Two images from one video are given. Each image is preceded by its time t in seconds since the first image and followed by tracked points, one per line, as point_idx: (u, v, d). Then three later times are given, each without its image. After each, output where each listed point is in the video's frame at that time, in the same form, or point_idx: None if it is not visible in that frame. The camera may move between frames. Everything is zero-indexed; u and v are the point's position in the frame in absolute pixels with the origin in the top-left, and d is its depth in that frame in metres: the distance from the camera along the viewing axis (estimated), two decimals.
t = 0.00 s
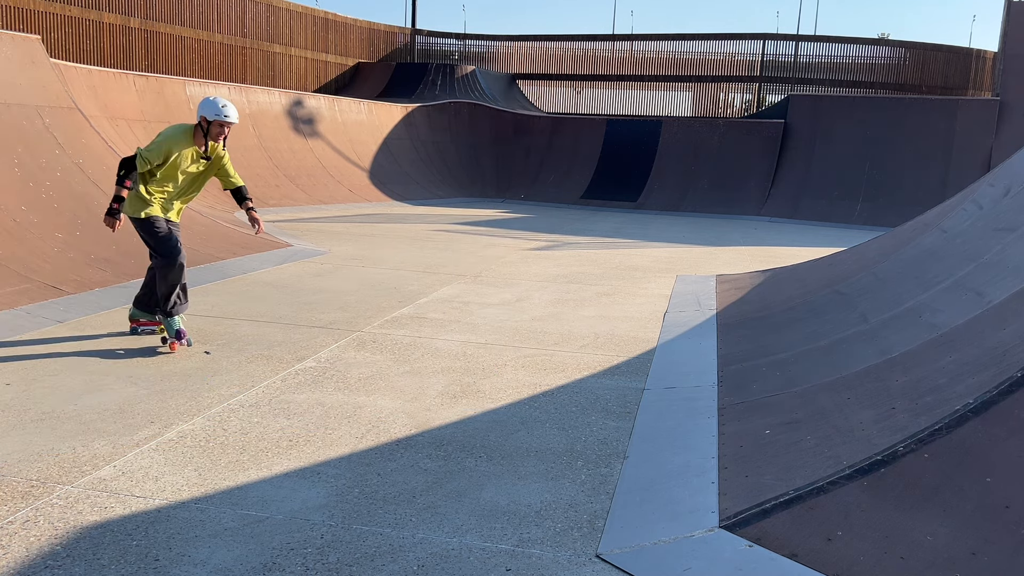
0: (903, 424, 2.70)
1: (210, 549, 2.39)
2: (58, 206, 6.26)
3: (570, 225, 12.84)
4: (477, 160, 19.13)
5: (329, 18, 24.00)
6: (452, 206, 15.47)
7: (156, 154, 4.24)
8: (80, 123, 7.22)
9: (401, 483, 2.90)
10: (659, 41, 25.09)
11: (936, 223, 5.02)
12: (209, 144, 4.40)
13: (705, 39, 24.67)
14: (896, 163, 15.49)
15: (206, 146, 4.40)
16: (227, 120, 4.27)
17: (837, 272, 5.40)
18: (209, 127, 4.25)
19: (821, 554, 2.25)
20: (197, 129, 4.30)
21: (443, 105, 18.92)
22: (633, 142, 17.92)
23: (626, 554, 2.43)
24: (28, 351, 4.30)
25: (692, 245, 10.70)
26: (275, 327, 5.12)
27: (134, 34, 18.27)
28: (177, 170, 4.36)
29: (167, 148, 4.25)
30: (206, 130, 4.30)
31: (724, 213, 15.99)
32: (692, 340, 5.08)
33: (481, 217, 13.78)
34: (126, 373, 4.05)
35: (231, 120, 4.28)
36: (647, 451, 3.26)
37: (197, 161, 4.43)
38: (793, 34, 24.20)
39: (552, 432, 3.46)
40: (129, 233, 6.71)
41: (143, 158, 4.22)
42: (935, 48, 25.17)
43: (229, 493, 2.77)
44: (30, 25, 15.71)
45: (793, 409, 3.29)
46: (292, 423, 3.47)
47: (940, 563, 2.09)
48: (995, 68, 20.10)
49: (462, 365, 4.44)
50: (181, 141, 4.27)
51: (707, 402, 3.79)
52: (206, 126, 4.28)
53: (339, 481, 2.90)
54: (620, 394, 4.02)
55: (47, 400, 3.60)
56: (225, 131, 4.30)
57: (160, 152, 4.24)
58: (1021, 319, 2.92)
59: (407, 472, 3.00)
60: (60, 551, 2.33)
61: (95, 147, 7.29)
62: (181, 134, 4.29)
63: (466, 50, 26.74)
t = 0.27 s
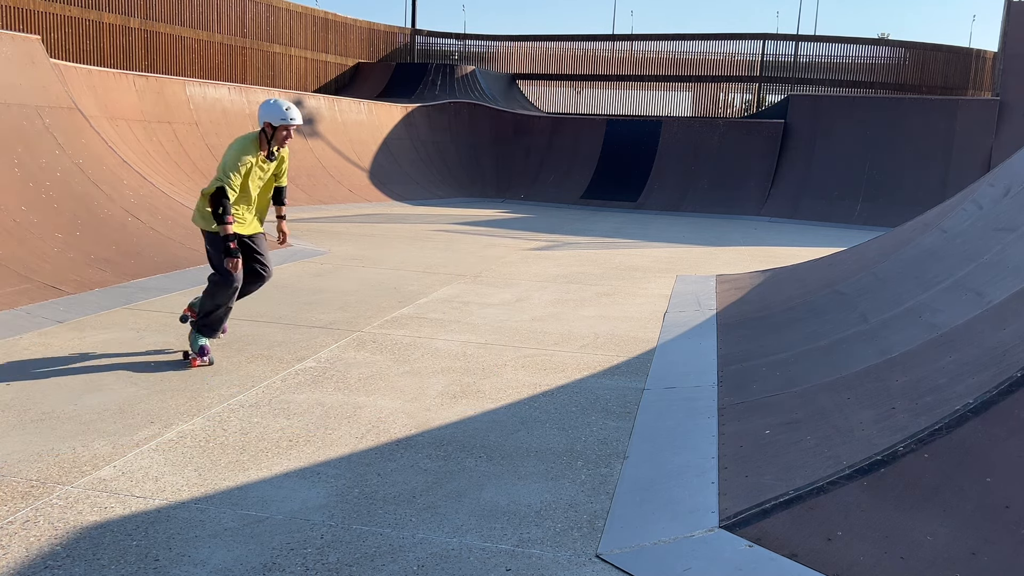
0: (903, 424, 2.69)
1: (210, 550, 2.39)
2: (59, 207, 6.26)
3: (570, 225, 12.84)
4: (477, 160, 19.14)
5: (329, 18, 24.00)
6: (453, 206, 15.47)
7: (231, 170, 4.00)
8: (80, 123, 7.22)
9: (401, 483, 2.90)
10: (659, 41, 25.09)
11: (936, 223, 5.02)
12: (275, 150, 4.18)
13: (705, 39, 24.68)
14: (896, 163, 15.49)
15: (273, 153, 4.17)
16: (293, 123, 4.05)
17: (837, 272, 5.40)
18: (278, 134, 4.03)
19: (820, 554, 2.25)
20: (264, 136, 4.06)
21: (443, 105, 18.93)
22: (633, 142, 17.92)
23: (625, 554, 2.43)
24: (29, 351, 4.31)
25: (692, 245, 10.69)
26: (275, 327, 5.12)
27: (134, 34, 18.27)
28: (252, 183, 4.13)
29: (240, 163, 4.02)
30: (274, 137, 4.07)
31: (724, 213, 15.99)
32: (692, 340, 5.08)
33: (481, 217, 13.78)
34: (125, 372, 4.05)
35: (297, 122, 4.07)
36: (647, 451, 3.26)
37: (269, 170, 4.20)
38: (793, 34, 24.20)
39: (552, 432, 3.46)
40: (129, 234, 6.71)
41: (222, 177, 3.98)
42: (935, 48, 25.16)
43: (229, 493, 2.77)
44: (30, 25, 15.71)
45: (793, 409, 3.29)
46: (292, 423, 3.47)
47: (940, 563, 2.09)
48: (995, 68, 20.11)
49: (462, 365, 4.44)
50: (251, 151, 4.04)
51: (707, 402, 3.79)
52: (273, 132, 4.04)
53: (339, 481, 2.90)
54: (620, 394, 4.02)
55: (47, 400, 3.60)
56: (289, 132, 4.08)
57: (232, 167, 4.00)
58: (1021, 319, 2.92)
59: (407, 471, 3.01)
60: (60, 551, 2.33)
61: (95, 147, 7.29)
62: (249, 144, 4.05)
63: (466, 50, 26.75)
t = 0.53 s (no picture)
0: (903, 424, 2.69)
1: (210, 549, 2.39)
2: (59, 207, 6.28)
3: (570, 225, 12.85)
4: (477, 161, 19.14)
5: (329, 18, 24.01)
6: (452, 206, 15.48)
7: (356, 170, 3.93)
8: (80, 123, 7.22)
9: (401, 483, 2.90)
10: (659, 41, 25.12)
11: (936, 223, 5.02)
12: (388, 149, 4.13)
13: (705, 39, 24.69)
14: (897, 163, 15.49)
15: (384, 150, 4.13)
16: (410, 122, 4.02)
17: (837, 272, 5.40)
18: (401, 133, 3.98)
19: (821, 554, 2.25)
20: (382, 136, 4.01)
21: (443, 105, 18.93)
22: (633, 142, 17.92)
23: (625, 554, 2.43)
24: (30, 351, 4.31)
25: (692, 245, 10.70)
26: (276, 327, 5.12)
27: (134, 34, 18.27)
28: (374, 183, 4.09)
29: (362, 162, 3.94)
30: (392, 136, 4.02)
31: (724, 213, 15.99)
32: (692, 340, 5.09)
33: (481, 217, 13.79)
34: (125, 372, 4.05)
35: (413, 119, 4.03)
36: (647, 450, 3.26)
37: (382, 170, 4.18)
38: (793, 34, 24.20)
39: (552, 433, 3.46)
40: (129, 234, 6.72)
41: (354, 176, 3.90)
42: (935, 48, 25.17)
43: (229, 493, 2.77)
44: (30, 25, 15.72)
45: (793, 408, 3.29)
46: (292, 423, 3.47)
47: (940, 563, 2.09)
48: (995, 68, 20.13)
49: (462, 365, 4.44)
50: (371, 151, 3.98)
51: (707, 402, 3.79)
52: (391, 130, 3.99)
53: (339, 481, 2.90)
54: (620, 394, 4.02)
55: (47, 400, 3.60)
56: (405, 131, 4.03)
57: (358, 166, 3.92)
58: (1021, 319, 2.92)
59: (407, 472, 3.01)
60: (60, 551, 2.33)
61: (95, 147, 7.30)
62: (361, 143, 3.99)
63: (466, 50, 26.77)
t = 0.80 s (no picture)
0: (903, 424, 2.69)
1: (210, 550, 2.39)
2: (59, 207, 6.28)
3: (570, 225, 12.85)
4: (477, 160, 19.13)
5: (329, 18, 24.01)
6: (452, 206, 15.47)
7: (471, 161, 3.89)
8: (79, 123, 7.23)
9: (401, 483, 2.90)
10: (659, 41, 25.12)
11: (936, 223, 5.02)
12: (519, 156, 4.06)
13: (705, 39, 24.69)
14: (897, 163, 15.48)
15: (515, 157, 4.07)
16: (544, 130, 3.88)
17: (837, 272, 5.40)
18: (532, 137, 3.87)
19: (821, 554, 2.25)
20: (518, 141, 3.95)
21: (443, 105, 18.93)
22: (633, 142, 17.92)
23: (625, 553, 2.43)
24: (30, 351, 4.31)
25: (692, 245, 10.70)
26: (276, 327, 5.12)
27: (134, 34, 18.27)
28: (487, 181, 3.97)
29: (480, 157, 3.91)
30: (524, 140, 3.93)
31: (725, 213, 15.98)
32: (692, 340, 5.08)
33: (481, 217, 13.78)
34: (125, 372, 4.05)
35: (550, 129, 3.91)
36: (647, 450, 3.26)
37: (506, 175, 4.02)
38: (793, 34, 24.20)
39: (552, 432, 3.46)
40: (129, 234, 6.72)
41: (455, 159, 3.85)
42: (935, 48, 25.15)
43: (229, 493, 2.77)
44: (30, 25, 15.71)
45: (793, 408, 3.29)
46: (292, 423, 3.47)
47: (940, 563, 2.09)
48: (995, 68, 20.13)
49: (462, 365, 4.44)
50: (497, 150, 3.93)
51: (707, 402, 3.79)
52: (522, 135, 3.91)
53: (339, 481, 2.90)
54: (620, 394, 4.02)
55: (46, 400, 3.59)
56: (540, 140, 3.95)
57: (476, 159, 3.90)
58: (1021, 319, 2.92)
59: (407, 472, 3.01)
60: (60, 551, 2.34)
61: (95, 147, 7.30)
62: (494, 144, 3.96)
63: (466, 50, 26.77)
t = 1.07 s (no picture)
0: (903, 424, 2.70)
1: (210, 550, 2.39)
2: (59, 207, 6.28)
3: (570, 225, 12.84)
4: (478, 161, 19.14)
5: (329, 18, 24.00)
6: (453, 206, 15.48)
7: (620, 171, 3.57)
8: (80, 123, 7.23)
9: (401, 483, 2.90)
10: (659, 41, 25.11)
11: (937, 223, 5.01)
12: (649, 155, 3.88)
13: (706, 39, 24.69)
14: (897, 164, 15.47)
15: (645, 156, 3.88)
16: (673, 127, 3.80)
17: (837, 272, 5.39)
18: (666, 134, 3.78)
19: (821, 554, 2.25)
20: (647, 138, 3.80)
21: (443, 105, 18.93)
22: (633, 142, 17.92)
23: (625, 553, 2.43)
24: (30, 351, 4.31)
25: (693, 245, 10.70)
26: (276, 327, 5.12)
27: (134, 34, 18.27)
28: (635, 186, 3.74)
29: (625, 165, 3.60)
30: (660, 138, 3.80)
31: (725, 213, 15.98)
32: (692, 340, 5.08)
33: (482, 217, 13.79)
34: (126, 373, 4.05)
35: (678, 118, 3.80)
36: (647, 451, 3.26)
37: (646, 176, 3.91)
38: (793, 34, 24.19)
39: (552, 433, 3.46)
40: (129, 234, 6.72)
41: (620, 176, 3.55)
42: (935, 48, 25.12)
43: (229, 493, 2.77)
44: (30, 25, 15.70)
45: (793, 408, 3.29)
46: (291, 423, 3.47)
47: (940, 563, 2.09)
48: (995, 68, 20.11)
49: (462, 365, 4.44)
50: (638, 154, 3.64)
51: (707, 402, 3.79)
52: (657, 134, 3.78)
53: (339, 481, 2.90)
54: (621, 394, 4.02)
55: (46, 400, 3.60)
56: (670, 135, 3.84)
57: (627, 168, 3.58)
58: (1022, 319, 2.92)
59: (406, 472, 3.00)
60: (60, 551, 2.33)
61: (95, 148, 7.30)
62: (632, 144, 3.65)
63: (466, 50, 26.77)
